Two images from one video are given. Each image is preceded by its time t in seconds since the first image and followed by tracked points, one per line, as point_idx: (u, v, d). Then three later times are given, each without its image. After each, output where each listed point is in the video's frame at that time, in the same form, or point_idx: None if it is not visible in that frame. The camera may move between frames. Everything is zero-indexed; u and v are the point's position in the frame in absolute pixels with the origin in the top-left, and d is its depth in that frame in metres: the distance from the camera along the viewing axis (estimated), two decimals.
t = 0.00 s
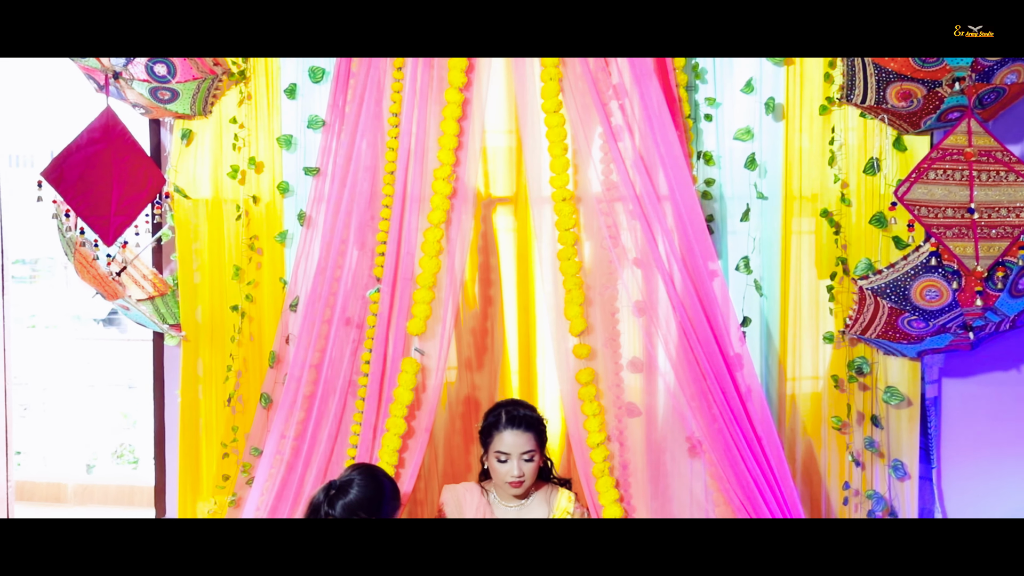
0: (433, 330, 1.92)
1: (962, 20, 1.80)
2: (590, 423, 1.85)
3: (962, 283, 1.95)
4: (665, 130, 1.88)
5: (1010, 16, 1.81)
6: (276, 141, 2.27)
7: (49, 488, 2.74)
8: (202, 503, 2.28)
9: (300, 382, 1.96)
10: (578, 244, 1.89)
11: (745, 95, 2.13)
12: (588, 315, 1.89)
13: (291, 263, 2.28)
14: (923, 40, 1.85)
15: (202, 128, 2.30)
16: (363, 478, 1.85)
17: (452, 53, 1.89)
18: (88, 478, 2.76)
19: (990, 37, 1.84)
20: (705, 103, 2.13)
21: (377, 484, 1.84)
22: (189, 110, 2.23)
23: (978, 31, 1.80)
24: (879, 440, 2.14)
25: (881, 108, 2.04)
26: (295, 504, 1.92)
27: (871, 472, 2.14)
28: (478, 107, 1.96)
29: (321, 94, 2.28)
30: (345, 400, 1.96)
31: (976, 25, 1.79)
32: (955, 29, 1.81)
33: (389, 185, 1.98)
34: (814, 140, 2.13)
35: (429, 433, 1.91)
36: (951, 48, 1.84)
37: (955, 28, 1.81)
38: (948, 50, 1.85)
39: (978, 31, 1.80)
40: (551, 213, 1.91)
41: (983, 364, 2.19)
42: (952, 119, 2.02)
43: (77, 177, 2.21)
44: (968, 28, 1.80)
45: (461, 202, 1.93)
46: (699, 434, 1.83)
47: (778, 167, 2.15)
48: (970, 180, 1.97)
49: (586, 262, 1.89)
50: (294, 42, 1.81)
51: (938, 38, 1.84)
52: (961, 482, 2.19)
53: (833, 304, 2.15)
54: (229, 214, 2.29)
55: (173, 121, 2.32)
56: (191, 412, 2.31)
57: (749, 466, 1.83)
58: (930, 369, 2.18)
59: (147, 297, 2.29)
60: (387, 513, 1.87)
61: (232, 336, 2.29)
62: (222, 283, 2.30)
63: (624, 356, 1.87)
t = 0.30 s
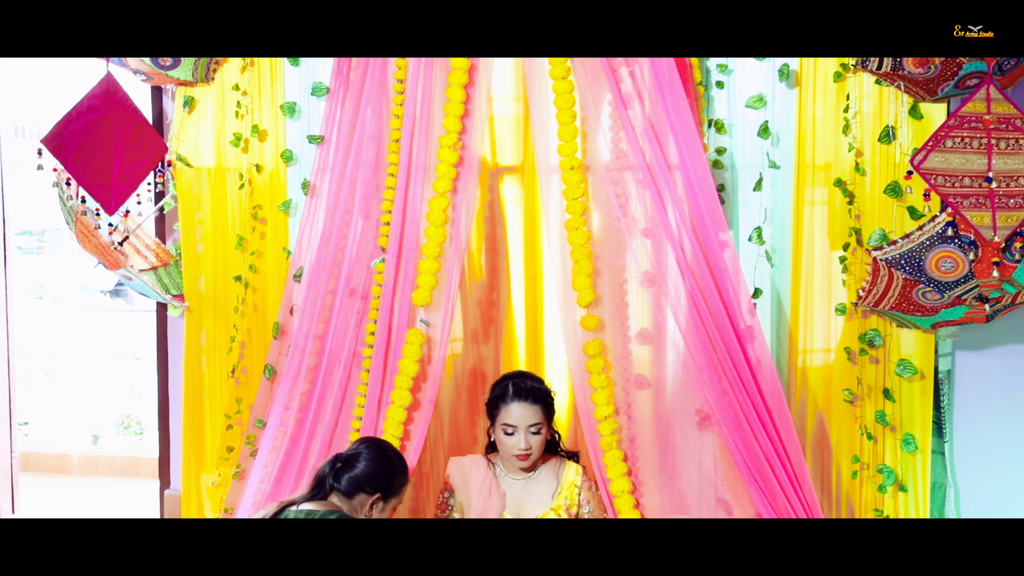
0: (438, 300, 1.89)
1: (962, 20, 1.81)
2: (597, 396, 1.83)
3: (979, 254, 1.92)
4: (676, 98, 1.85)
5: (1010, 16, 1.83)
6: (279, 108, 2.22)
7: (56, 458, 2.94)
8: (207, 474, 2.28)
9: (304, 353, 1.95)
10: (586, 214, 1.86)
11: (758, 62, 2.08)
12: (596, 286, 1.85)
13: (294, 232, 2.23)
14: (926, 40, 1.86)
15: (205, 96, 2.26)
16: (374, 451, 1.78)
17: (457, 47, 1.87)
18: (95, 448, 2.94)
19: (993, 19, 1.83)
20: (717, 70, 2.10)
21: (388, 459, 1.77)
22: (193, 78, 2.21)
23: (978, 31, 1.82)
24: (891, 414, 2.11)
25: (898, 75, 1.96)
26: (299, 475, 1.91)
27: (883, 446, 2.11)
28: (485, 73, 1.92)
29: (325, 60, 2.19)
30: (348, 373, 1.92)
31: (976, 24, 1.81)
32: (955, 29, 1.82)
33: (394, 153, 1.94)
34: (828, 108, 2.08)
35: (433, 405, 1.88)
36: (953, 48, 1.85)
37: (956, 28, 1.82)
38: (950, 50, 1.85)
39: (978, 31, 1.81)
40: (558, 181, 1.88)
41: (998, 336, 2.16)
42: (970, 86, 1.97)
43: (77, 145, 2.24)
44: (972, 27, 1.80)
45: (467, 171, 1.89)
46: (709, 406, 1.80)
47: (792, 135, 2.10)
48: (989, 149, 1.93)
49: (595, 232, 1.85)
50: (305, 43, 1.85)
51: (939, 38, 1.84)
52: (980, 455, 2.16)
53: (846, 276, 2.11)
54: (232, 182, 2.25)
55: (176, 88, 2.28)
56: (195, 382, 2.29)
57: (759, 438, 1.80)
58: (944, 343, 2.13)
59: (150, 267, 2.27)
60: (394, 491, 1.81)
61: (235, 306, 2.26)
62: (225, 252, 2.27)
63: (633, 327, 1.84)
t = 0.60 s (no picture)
0: (442, 272, 1.86)
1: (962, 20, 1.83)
2: (605, 368, 1.80)
3: (997, 225, 1.90)
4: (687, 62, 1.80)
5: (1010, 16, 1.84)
6: (282, 76, 2.17)
7: (60, 430, 3.02)
8: (209, 448, 2.25)
9: (307, 324, 1.91)
10: (594, 183, 1.82)
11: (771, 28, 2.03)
12: (604, 256, 1.81)
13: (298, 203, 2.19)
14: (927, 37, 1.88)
15: (205, 63, 2.21)
16: (380, 427, 1.62)
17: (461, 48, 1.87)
18: (98, 420, 3.00)
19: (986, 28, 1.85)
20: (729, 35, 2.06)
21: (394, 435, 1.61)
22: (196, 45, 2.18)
23: (978, 31, 1.83)
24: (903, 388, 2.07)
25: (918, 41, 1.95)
26: (302, 449, 1.88)
27: (894, 421, 2.08)
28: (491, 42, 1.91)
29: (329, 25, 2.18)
30: (351, 346, 1.88)
31: (976, 24, 1.83)
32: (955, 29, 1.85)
33: (399, 121, 1.90)
34: (842, 76, 2.03)
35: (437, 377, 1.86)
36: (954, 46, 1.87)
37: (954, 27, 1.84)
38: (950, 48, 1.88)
39: (978, 31, 1.83)
40: (566, 152, 1.83)
41: (1013, 309, 2.12)
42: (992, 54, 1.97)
43: (76, 112, 2.20)
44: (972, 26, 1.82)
45: (473, 139, 1.87)
46: (719, 379, 1.77)
47: (805, 103, 2.06)
48: (1009, 116, 1.94)
49: (603, 201, 1.81)
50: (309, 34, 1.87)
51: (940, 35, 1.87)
52: (992, 430, 2.13)
53: (859, 248, 2.07)
54: (234, 151, 2.21)
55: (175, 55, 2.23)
56: (197, 353, 2.28)
57: (769, 412, 1.77)
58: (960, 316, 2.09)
59: (152, 238, 2.26)
60: (399, 467, 1.63)
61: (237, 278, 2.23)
62: (226, 223, 2.23)
63: (641, 300, 1.80)
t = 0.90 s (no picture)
0: (446, 244, 1.82)
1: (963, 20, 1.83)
2: (612, 343, 1.76)
3: (1014, 196, 1.94)
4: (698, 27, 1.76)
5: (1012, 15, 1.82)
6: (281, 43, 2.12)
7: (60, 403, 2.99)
8: (211, 424, 2.21)
9: (308, 299, 1.86)
10: (602, 153, 1.77)
11: None
12: (612, 228, 1.77)
13: (299, 173, 2.15)
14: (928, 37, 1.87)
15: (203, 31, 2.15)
16: (383, 405, 1.59)
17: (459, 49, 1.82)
18: (100, 392, 2.99)
19: (998, 18, 1.82)
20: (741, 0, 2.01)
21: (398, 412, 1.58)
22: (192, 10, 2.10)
23: (978, 31, 1.83)
24: (917, 362, 2.03)
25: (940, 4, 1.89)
26: (304, 425, 1.85)
27: (907, 395, 2.04)
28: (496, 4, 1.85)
29: None
30: (353, 320, 1.84)
31: (976, 24, 1.82)
32: (955, 29, 1.84)
33: (401, 89, 1.84)
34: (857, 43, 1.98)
35: (441, 352, 1.82)
36: (953, 46, 1.87)
37: (955, 27, 1.84)
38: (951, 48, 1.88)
39: (978, 32, 1.83)
40: (572, 117, 1.79)
41: None
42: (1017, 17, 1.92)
43: (71, 79, 2.14)
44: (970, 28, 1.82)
45: (477, 108, 1.82)
46: (728, 353, 1.73)
47: (820, 70, 2.01)
48: None
49: (610, 170, 1.77)
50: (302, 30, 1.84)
51: (939, 36, 1.86)
52: (1006, 407, 2.09)
53: (872, 220, 2.02)
54: (234, 120, 2.16)
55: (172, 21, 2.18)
56: (197, 327, 2.25)
57: (780, 388, 1.72)
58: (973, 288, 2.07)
59: (151, 210, 2.23)
60: (403, 446, 1.59)
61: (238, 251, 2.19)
62: (226, 193, 2.19)
63: (649, 272, 1.76)
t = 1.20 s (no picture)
0: (450, 219, 1.77)
1: (962, 20, 1.75)
2: (619, 321, 1.71)
3: None
4: None
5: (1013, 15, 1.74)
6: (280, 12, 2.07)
7: (60, 380, 2.97)
8: (210, 401, 2.20)
9: (307, 276, 1.81)
10: (609, 124, 1.72)
11: None
12: (619, 201, 1.72)
13: (299, 146, 2.11)
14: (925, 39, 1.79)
15: None
16: (388, 385, 1.51)
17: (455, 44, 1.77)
18: (97, 365, 2.96)
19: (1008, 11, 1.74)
20: None
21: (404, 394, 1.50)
22: None
23: (978, 31, 1.75)
24: (931, 340, 1.99)
25: None
26: (303, 404, 1.81)
27: (919, 373, 2.00)
28: None
29: None
30: (354, 296, 1.80)
31: (976, 24, 1.74)
32: (955, 28, 1.76)
33: (401, 58, 1.79)
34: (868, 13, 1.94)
35: (445, 330, 1.77)
36: (952, 48, 1.79)
37: (954, 28, 1.76)
38: (947, 50, 1.80)
39: (978, 31, 1.75)
40: (579, 90, 1.74)
41: None
42: None
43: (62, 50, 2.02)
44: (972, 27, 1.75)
45: (482, 78, 1.77)
46: (737, 331, 1.68)
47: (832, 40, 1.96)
48: None
49: (617, 143, 1.72)
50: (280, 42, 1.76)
51: (937, 38, 1.78)
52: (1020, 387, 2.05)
53: (884, 194, 1.99)
54: (231, 92, 2.12)
55: None
56: (195, 303, 2.20)
57: (791, 366, 1.68)
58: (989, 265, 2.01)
59: (148, 183, 2.18)
60: (406, 426, 1.52)
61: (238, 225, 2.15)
62: (226, 167, 2.15)
63: (657, 249, 1.71)
